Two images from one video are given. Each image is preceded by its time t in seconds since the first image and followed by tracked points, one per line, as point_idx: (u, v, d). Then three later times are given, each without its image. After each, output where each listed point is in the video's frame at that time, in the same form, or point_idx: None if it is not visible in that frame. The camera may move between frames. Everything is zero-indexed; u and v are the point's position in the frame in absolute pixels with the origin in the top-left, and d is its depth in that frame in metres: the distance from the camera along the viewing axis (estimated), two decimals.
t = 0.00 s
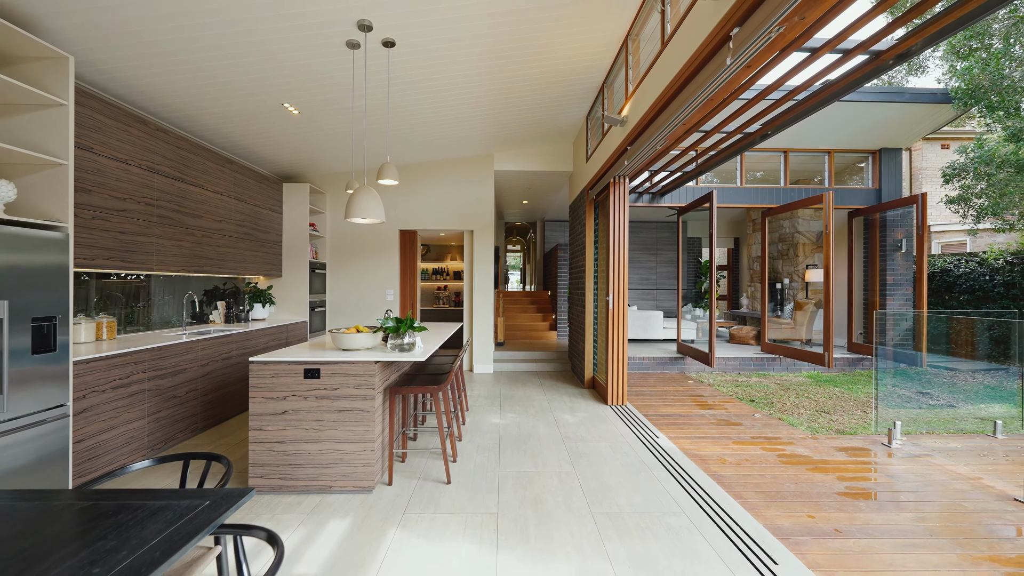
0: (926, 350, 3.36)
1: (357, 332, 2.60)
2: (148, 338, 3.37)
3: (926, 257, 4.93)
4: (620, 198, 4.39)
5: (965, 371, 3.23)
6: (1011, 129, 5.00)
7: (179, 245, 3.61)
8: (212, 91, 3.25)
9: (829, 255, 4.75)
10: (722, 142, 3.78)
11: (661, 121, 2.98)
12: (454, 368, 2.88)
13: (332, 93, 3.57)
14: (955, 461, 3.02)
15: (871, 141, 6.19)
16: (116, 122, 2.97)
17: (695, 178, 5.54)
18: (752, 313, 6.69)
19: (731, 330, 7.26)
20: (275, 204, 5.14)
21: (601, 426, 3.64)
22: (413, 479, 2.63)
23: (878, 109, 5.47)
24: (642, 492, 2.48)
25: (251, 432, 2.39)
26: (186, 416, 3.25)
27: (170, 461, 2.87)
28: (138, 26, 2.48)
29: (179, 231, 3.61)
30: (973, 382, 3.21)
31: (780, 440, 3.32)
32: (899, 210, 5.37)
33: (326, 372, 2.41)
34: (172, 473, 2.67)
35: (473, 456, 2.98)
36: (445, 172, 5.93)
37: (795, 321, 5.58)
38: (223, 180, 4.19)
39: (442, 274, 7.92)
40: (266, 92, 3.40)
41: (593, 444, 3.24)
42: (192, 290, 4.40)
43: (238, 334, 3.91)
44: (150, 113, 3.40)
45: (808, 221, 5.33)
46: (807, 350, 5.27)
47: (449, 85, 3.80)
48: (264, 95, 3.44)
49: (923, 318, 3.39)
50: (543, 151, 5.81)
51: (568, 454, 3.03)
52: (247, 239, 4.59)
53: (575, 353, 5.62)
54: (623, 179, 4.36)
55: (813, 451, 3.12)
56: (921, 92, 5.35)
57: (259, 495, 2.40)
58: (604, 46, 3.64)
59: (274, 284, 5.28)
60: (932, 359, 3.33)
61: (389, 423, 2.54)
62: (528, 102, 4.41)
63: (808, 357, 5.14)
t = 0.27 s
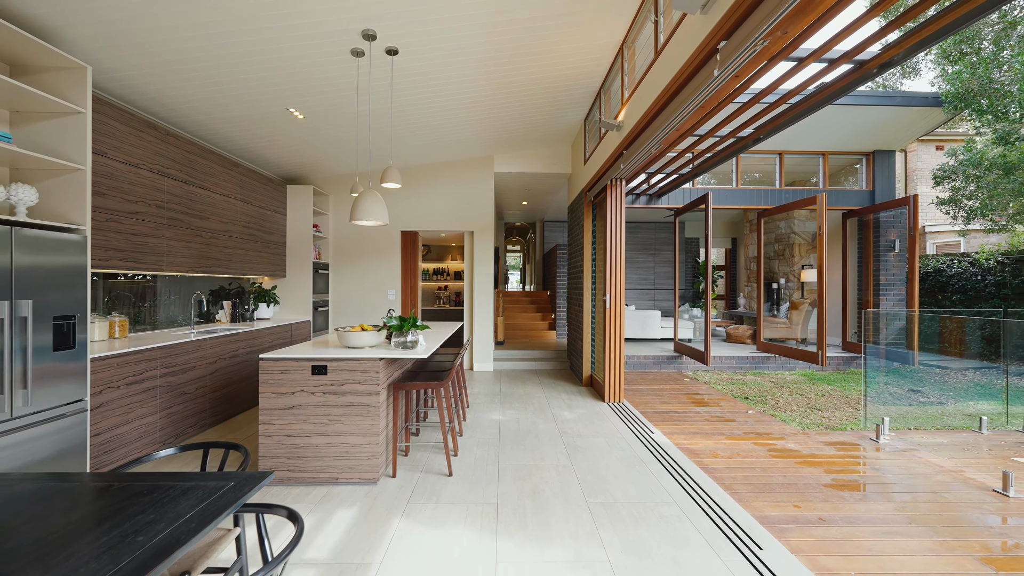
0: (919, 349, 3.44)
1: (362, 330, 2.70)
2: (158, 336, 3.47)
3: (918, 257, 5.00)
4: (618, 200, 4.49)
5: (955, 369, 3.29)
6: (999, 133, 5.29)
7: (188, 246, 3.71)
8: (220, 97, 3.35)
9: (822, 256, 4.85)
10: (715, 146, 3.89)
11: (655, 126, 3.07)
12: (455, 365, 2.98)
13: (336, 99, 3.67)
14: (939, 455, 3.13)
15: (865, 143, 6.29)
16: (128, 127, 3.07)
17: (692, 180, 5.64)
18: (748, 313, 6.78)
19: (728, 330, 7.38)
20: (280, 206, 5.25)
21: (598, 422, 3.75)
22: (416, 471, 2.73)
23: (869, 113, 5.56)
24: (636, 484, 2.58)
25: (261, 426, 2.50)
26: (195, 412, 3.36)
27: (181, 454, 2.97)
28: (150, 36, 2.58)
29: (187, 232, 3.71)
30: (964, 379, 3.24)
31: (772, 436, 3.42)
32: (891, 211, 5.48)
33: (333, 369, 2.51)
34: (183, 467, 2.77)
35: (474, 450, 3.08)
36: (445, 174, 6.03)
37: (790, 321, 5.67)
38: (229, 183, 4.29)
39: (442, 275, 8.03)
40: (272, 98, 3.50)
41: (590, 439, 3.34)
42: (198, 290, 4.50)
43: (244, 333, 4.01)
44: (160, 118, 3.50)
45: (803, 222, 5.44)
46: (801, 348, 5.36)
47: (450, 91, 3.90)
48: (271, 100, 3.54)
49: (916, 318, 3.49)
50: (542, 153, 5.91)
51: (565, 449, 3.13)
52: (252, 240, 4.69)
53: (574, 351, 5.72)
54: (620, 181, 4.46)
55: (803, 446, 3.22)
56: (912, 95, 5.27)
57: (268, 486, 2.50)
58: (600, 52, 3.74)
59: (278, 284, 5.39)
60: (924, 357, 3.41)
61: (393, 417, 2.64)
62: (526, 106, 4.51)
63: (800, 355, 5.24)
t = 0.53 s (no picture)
0: (909, 348, 3.52)
1: (368, 327, 2.81)
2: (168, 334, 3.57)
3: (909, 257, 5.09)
4: (614, 203, 4.60)
5: (945, 367, 3.31)
6: (986, 136, 5.42)
7: (196, 246, 3.82)
8: (229, 103, 3.46)
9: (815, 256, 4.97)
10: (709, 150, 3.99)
11: (649, 132, 3.19)
12: (456, 362, 3.09)
13: (341, 104, 3.78)
14: (923, 450, 3.24)
15: (858, 145, 6.42)
16: (140, 132, 3.18)
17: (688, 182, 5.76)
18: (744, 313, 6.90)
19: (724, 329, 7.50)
20: (284, 207, 5.36)
21: (594, 419, 3.86)
22: (419, 463, 2.85)
23: (863, 116, 5.71)
24: (630, 476, 2.69)
25: (270, 420, 2.61)
26: (205, 407, 3.47)
27: (191, 448, 3.08)
28: (165, 46, 2.69)
29: (196, 234, 3.82)
30: (954, 378, 3.24)
31: (762, 431, 3.54)
32: (884, 213, 5.56)
33: (339, 366, 2.62)
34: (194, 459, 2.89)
35: (474, 444, 3.20)
36: (446, 176, 6.15)
37: (785, 320, 5.78)
38: (236, 186, 4.41)
39: (443, 275, 8.15)
40: (279, 104, 3.61)
41: (587, 434, 3.46)
42: (203, 290, 4.60)
43: (251, 332, 4.12)
44: (172, 123, 3.62)
45: (798, 223, 5.55)
46: (796, 348, 5.47)
47: (451, 96, 4.01)
48: (278, 106, 3.65)
49: (907, 317, 3.53)
50: (541, 156, 6.02)
51: (562, 443, 3.25)
52: (258, 241, 4.80)
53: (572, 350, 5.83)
54: (616, 184, 4.57)
55: (793, 441, 3.34)
56: (904, 99, 5.52)
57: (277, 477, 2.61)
58: (598, 59, 3.85)
59: (283, 284, 5.50)
60: (915, 356, 3.48)
61: (398, 412, 2.76)
62: (526, 110, 4.62)
63: (795, 354, 5.37)
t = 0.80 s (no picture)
0: (902, 347, 3.61)
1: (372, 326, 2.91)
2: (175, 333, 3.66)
3: (902, 259, 5.21)
4: (611, 205, 4.70)
5: (936, 366, 3.38)
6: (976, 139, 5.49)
7: (203, 247, 3.91)
8: (236, 108, 3.56)
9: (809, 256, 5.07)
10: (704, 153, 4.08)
11: (645, 136, 3.27)
12: (457, 360, 3.18)
13: (344, 109, 3.88)
14: (910, 445, 3.34)
15: (853, 147, 6.52)
16: (150, 136, 3.27)
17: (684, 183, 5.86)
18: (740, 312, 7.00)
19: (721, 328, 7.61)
20: (287, 209, 5.46)
21: (591, 415, 3.96)
22: (421, 457, 2.95)
23: (857, 118, 5.83)
24: (625, 469, 2.79)
25: (278, 415, 2.71)
26: (212, 404, 3.57)
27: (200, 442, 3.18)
28: (175, 54, 2.78)
29: (203, 235, 3.92)
30: (945, 376, 3.30)
31: (755, 427, 3.63)
32: (878, 214, 5.57)
33: (344, 363, 2.72)
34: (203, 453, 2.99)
35: (474, 439, 3.30)
36: (447, 178, 6.25)
37: (780, 320, 5.88)
38: (241, 188, 4.50)
39: (443, 275, 8.26)
40: (284, 108, 3.71)
41: (584, 430, 3.56)
42: (208, 290, 4.70)
43: (256, 331, 4.22)
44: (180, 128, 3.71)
45: (793, 224, 5.63)
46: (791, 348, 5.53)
47: (452, 101, 4.10)
48: (283, 111, 3.75)
49: (900, 317, 3.62)
50: (540, 158, 6.12)
51: (559, 438, 3.35)
52: (262, 242, 4.90)
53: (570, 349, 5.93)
54: (613, 186, 4.66)
55: (784, 436, 3.44)
56: (896, 103, 5.68)
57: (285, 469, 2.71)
58: (595, 64, 3.95)
59: (286, 284, 5.60)
60: (907, 355, 3.58)
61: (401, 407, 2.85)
62: (526, 114, 4.71)
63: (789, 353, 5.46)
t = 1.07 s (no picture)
0: (894, 346, 3.64)
1: (375, 325, 3.00)
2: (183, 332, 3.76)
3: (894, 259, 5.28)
4: (608, 207, 4.79)
5: (926, 364, 3.39)
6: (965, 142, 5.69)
7: (209, 248, 4.01)
8: (242, 113, 3.66)
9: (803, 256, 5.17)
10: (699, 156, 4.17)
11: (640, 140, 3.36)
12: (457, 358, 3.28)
13: (348, 113, 3.98)
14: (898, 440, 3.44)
15: (847, 150, 6.62)
16: (158, 140, 3.36)
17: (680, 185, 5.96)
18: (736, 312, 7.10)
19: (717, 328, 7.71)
20: (291, 210, 5.56)
21: (588, 412, 4.06)
22: (422, 452, 3.04)
23: (850, 121, 5.94)
24: (620, 463, 2.88)
25: (284, 410, 2.81)
26: (219, 400, 3.67)
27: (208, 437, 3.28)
28: (185, 62, 2.88)
29: (209, 236, 4.01)
30: (936, 374, 3.30)
31: (747, 423, 3.73)
32: (871, 214, 5.59)
33: (348, 360, 2.82)
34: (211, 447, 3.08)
35: (474, 435, 3.39)
36: (447, 179, 6.34)
37: (775, 319, 5.98)
38: (246, 190, 4.60)
39: (444, 275, 8.37)
40: (289, 113, 3.80)
41: (581, 426, 3.66)
42: (213, 290, 4.79)
43: (261, 330, 4.31)
44: (187, 132, 3.81)
45: (789, 225, 5.72)
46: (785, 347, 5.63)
47: (453, 105, 4.20)
48: (288, 115, 3.84)
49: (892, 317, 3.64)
50: (539, 159, 6.22)
51: (557, 433, 3.45)
52: (267, 242, 4.99)
53: (569, 348, 6.03)
54: (611, 188, 4.76)
55: (775, 432, 3.53)
56: (888, 107, 5.82)
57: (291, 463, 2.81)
58: (593, 69, 4.05)
59: (289, 284, 5.70)
60: (899, 353, 3.59)
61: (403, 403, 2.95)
62: (525, 117, 4.81)
63: (784, 352, 5.55)
